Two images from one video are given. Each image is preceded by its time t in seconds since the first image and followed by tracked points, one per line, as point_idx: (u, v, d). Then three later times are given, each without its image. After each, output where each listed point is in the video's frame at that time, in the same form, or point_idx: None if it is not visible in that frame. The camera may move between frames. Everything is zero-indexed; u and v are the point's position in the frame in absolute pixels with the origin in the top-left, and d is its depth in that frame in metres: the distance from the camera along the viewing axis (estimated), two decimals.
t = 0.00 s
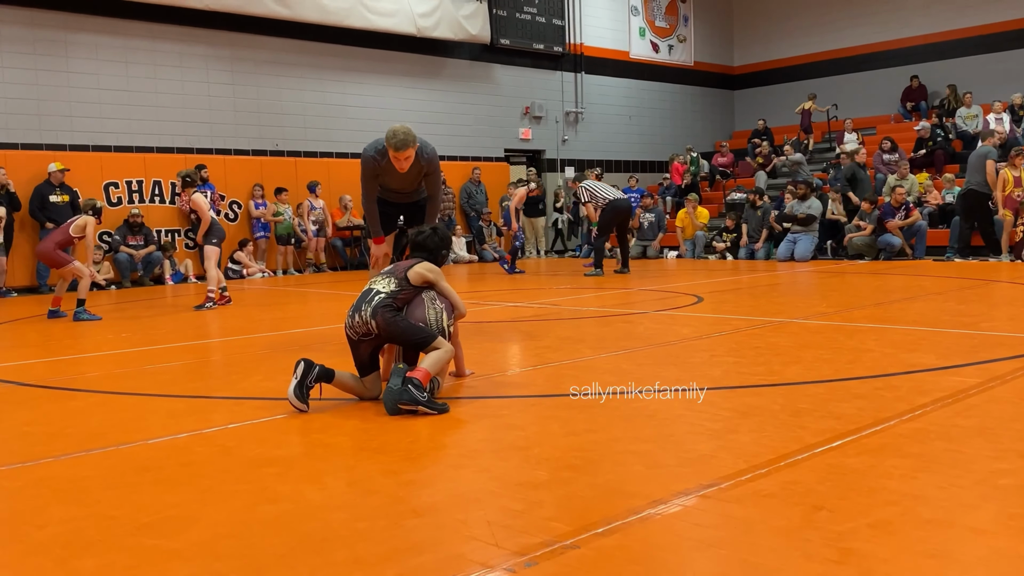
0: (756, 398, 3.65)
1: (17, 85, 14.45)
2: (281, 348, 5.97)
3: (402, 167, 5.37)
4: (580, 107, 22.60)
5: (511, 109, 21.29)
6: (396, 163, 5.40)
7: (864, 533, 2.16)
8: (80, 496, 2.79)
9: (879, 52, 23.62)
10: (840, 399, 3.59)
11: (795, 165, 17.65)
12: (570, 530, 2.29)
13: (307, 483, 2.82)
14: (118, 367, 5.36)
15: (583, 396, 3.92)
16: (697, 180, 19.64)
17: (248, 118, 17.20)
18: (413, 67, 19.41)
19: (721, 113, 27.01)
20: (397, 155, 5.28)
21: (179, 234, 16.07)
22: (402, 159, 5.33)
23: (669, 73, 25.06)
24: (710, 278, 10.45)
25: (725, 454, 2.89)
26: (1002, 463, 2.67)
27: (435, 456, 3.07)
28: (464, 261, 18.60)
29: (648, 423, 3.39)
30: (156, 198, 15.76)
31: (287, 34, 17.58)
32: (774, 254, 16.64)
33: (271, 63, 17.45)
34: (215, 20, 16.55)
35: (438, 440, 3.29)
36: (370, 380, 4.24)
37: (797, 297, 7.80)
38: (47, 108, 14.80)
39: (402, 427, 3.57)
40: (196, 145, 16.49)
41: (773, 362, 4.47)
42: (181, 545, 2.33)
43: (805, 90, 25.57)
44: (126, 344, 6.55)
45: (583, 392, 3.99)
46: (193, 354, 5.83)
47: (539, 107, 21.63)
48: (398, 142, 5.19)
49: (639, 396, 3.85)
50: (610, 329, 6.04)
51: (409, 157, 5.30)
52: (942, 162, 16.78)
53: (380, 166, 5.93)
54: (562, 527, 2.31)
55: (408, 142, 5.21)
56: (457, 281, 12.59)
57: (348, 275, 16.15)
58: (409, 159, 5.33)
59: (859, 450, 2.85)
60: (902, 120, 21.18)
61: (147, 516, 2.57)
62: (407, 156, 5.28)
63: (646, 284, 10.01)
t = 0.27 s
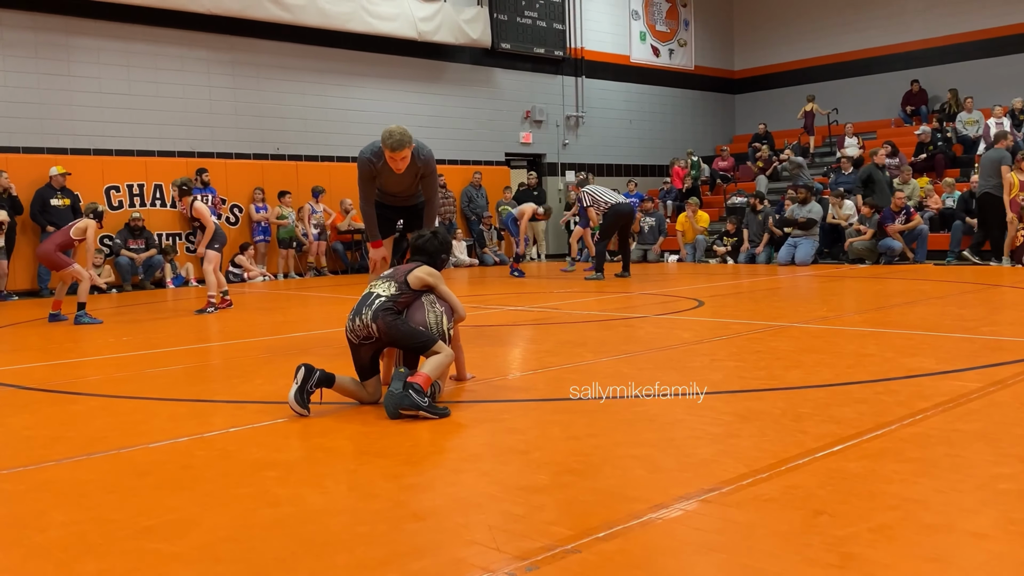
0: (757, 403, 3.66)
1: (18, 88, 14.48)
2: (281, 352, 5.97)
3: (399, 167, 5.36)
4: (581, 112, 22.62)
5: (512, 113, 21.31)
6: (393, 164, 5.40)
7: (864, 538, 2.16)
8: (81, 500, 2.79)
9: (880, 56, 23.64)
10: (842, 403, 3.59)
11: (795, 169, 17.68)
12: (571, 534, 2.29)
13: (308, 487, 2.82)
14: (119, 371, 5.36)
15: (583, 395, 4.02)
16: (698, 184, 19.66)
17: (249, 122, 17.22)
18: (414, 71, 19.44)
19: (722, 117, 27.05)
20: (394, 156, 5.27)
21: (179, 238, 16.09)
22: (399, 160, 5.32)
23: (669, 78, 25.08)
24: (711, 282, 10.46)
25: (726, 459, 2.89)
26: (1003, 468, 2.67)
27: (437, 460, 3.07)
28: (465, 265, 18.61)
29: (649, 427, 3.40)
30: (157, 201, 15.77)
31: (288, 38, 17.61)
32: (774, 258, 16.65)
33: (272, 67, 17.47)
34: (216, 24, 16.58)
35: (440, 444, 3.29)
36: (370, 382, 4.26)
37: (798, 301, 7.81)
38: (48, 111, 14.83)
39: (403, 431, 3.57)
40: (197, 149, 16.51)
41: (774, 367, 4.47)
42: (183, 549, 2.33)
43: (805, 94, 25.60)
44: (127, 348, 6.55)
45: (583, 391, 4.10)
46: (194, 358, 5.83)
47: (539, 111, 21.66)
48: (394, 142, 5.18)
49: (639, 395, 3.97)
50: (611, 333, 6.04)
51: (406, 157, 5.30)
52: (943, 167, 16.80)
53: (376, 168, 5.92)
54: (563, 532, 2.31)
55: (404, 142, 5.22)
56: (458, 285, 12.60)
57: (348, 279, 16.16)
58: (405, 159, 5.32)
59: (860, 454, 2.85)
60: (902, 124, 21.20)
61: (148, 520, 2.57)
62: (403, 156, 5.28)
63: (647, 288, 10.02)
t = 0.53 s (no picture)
0: (757, 406, 3.66)
1: (18, 91, 14.49)
2: (282, 355, 5.97)
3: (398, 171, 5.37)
4: (581, 115, 22.64)
5: (512, 116, 21.34)
6: (392, 168, 5.40)
7: (864, 541, 2.16)
8: (81, 503, 2.79)
9: (880, 60, 23.66)
10: (842, 407, 3.59)
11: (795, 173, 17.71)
12: (571, 537, 2.29)
13: (308, 490, 2.82)
14: (119, 374, 5.36)
15: (585, 396, 4.07)
16: (698, 188, 19.69)
17: (250, 125, 17.24)
18: (415, 74, 19.47)
19: (721, 121, 27.08)
20: (393, 159, 5.28)
21: (179, 240, 16.10)
22: (398, 163, 5.32)
23: (669, 81, 25.11)
24: (711, 285, 10.47)
25: (727, 462, 2.90)
26: (1003, 472, 2.67)
27: (437, 463, 3.07)
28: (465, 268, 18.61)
29: (649, 430, 3.40)
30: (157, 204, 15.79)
31: (288, 41, 17.62)
32: (774, 261, 16.66)
33: (273, 69, 17.49)
34: (217, 28, 16.60)
35: (440, 447, 3.29)
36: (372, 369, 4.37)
37: (798, 304, 7.81)
38: (49, 114, 14.84)
39: (403, 433, 3.57)
40: (197, 152, 16.52)
41: (775, 370, 4.47)
42: (183, 552, 2.33)
43: (805, 98, 25.64)
44: (127, 350, 6.55)
45: (585, 393, 4.15)
46: (195, 361, 5.83)
47: (540, 114, 21.69)
48: (393, 145, 5.18)
49: (639, 395, 4.02)
50: (612, 336, 6.04)
51: (405, 161, 5.30)
52: (943, 170, 16.83)
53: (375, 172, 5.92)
54: (563, 534, 2.31)
55: (403, 145, 5.22)
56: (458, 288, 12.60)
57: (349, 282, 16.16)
58: (404, 162, 5.32)
59: (861, 458, 2.85)
60: (902, 127, 21.22)
61: (149, 522, 2.57)
62: (402, 159, 5.28)
63: (647, 291, 10.03)
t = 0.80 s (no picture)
0: (756, 408, 3.66)
1: (17, 92, 14.48)
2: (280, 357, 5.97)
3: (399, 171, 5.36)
4: (580, 117, 22.65)
5: (512, 118, 21.35)
6: (393, 168, 5.41)
7: (864, 543, 2.16)
8: (80, 505, 2.78)
9: (879, 63, 23.69)
10: (841, 409, 3.59)
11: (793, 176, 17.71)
12: (570, 540, 2.29)
13: (308, 492, 2.82)
14: (118, 375, 5.36)
15: (584, 396, 4.13)
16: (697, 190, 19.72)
17: (249, 127, 17.24)
18: (414, 77, 19.49)
19: (721, 123, 27.10)
20: (393, 160, 5.28)
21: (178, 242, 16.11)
22: (399, 163, 5.32)
23: (668, 84, 25.12)
24: (710, 288, 10.48)
25: (726, 464, 2.89)
26: (1002, 475, 2.68)
27: (437, 465, 3.07)
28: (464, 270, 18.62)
29: (648, 432, 3.40)
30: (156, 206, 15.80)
31: (288, 43, 17.63)
32: (773, 264, 16.66)
33: (272, 71, 17.51)
34: (217, 30, 16.60)
35: (439, 449, 3.29)
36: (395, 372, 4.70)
37: (796, 307, 7.81)
38: (48, 116, 14.84)
39: (403, 435, 3.57)
40: (196, 153, 16.52)
41: (774, 372, 4.48)
42: (182, 554, 2.32)
43: (804, 101, 25.66)
44: (125, 352, 6.55)
45: (584, 392, 4.21)
46: (193, 363, 5.82)
47: (539, 117, 21.69)
48: (394, 146, 5.19)
49: (639, 394, 4.06)
50: (610, 338, 6.05)
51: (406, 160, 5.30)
52: (942, 173, 16.86)
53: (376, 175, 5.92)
54: (562, 537, 2.31)
55: (404, 146, 5.23)
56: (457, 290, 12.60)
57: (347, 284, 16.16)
58: (405, 162, 5.33)
59: (860, 461, 2.85)
60: (901, 130, 21.25)
61: (147, 524, 2.57)
62: (403, 160, 5.29)
63: (645, 294, 10.02)
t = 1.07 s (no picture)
0: (754, 410, 3.66)
1: (14, 93, 14.45)
2: (278, 359, 5.97)
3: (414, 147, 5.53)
4: (578, 119, 22.66)
5: (510, 120, 21.35)
6: (404, 146, 5.60)
7: (862, 546, 2.16)
8: (78, 506, 2.78)
9: (877, 66, 23.72)
10: (839, 411, 3.59)
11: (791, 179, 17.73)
12: (569, 542, 2.29)
13: (306, 493, 2.82)
14: (116, 377, 5.36)
15: (584, 396, 4.17)
16: (694, 193, 19.73)
17: (247, 128, 17.22)
18: (412, 79, 19.50)
19: (718, 126, 27.14)
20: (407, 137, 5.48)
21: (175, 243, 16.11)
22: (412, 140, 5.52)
23: (666, 86, 25.14)
24: (708, 290, 10.49)
25: (724, 466, 2.90)
26: (1000, 477, 2.68)
27: (435, 466, 3.07)
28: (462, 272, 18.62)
29: (647, 434, 3.40)
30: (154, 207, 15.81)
31: (285, 44, 17.63)
32: (770, 266, 16.66)
33: (270, 73, 17.50)
34: (215, 31, 16.59)
35: (438, 450, 3.30)
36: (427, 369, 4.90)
37: (793, 309, 7.82)
38: (46, 117, 14.80)
39: (401, 437, 3.57)
40: (194, 155, 16.50)
41: (772, 374, 4.48)
42: (181, 555, 2.32)
43: (802, 104, 25.69)
44: (123, 354, 6.54)
45: (584, 392, 4.24)
46: (191, 364, 5.82)
47: (537, 119, 21.70)
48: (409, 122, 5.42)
49: (640, 395, 4.10)
50: (609, 340, 6.05)
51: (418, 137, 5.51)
52: (939, 176, 16.91)
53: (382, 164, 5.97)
54: (560, 539, 2.31)
55: (416, 124, 5.48)
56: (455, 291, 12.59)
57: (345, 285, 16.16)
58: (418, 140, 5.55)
59: (858, 463, 2.85)
60: (898, 133, 21.29)
61: (145, 526, 2.57)
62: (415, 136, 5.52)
63: (643, 296, 10.02)
